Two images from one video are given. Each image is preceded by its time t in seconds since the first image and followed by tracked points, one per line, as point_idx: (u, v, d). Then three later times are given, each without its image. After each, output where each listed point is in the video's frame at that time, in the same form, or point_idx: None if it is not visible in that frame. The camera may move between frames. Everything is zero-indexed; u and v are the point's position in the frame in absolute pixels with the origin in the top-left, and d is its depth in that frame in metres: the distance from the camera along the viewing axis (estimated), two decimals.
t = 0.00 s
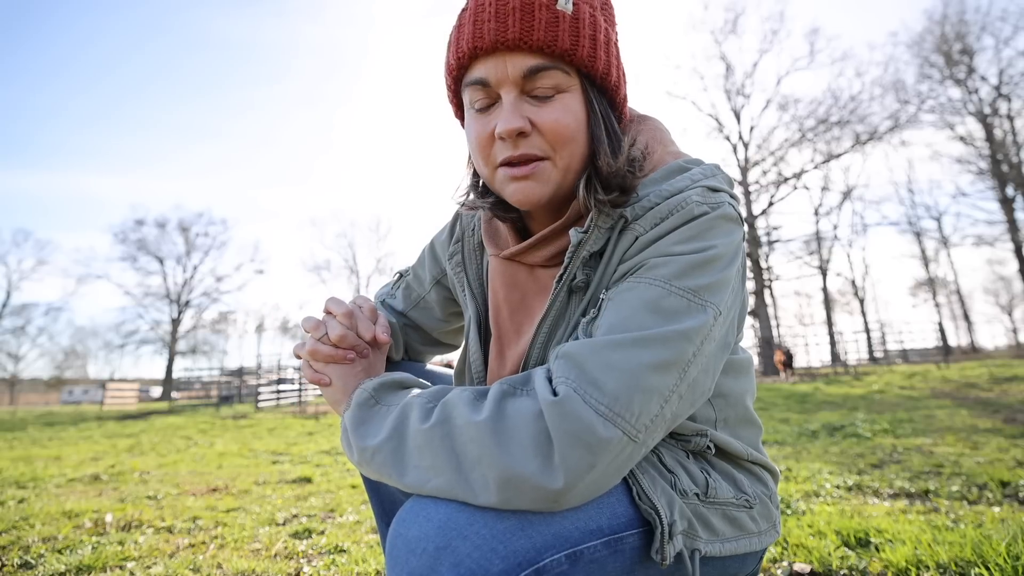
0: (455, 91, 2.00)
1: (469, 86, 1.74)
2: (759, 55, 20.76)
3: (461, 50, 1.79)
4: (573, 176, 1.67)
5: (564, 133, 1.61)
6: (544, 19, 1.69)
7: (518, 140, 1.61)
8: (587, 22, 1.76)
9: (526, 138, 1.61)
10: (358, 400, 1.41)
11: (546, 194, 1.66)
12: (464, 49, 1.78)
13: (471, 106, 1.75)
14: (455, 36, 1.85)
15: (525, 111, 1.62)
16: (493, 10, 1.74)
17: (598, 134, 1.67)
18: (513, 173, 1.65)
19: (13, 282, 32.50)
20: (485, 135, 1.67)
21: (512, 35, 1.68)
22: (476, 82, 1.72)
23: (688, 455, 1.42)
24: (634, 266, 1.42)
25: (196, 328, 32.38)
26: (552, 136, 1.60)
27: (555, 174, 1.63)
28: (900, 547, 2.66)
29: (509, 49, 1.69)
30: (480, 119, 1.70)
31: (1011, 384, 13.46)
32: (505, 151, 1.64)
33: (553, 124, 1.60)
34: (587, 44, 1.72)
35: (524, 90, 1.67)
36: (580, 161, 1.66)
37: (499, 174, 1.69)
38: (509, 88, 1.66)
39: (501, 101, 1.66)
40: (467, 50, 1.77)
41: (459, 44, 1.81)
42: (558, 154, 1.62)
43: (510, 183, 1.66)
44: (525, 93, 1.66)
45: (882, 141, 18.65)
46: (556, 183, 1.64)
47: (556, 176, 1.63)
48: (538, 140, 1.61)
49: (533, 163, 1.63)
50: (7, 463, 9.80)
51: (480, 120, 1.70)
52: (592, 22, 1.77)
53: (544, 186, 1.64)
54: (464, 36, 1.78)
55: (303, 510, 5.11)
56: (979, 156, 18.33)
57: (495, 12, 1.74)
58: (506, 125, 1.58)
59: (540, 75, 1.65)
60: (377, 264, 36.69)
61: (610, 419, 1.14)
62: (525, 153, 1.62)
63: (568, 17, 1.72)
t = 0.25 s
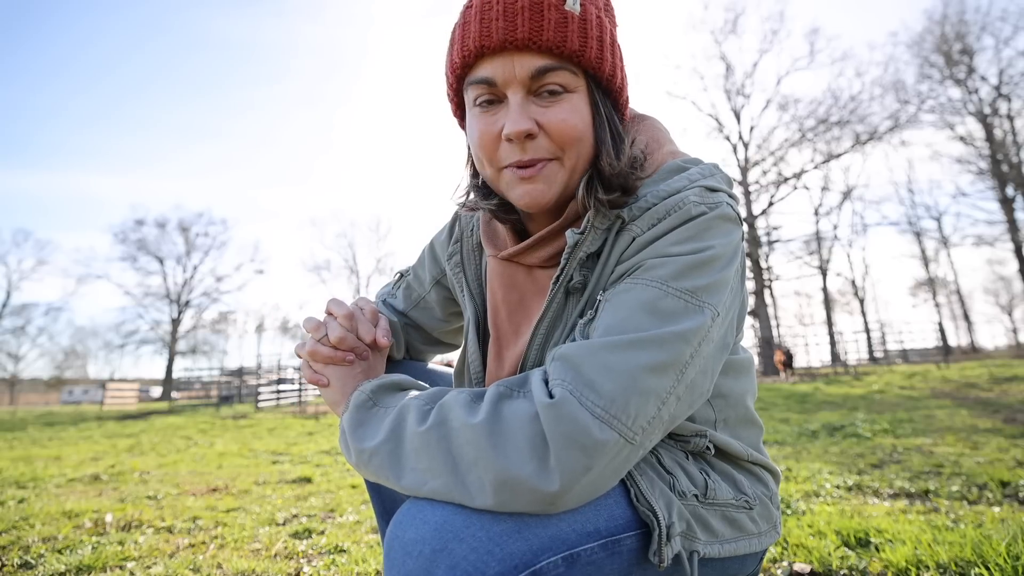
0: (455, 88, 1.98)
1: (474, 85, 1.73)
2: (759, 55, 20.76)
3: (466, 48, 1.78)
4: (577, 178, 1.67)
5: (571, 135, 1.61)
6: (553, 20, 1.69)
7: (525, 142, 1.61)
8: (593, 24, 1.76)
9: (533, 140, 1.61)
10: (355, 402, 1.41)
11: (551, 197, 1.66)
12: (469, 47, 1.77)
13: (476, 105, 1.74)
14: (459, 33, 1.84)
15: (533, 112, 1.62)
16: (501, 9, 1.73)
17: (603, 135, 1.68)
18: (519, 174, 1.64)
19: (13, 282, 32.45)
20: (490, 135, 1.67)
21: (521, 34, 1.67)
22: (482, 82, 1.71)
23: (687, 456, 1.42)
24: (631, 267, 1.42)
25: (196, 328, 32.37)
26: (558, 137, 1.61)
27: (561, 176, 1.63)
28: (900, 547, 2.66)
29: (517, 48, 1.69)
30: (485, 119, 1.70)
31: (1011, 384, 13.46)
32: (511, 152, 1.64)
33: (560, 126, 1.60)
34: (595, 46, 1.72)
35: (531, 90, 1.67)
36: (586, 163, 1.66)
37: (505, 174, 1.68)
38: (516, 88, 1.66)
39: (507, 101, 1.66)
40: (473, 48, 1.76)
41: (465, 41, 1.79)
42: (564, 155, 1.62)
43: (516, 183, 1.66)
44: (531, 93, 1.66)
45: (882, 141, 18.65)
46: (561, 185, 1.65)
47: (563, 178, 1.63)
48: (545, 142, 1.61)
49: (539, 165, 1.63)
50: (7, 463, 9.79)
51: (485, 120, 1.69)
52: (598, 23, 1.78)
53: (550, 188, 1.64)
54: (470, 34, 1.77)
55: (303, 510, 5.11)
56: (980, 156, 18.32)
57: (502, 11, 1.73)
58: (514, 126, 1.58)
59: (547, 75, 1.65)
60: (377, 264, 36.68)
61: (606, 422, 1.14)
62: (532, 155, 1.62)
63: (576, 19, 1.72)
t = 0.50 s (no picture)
0: (455, 89, 1.98)
1: (472, 85, 1.73)
2: (759, 56, 20.79)
3: (465, 49, 1.78)
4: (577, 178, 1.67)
5: (570, 136, 1.61)
6: (553, 21, 1.69)
7: (522, 141, 1.61)
8: (593, 24, 1.76)
9: (531, 139, 1.61)
10: (354, 402, 1.41)
11: (550, 196, 1.65)
12: (469, 48, 1.77)
13: (473, 106, 1.74)
14: (458, 33, 1.83)
15: (531, 113, 1.62)
16: (501, 9, 1.73)
17: (601, 136, 1.67)
18: (516, 174, 1.64)
19: (13, 282, 32.40)
20: (487, 135, 1.67)
21: (520, 35, 1.67)
22: (480, 83, 1.71)
23: (687, 456, 1.42)
24: (630, 268, 1.42)
25: (196, 328, 32.37)
26: (557, 138, 1.61)
27: (560, 177, 1.63)
28: (900, 547, 2.66)
29: (516, 49, 1.69)
30: (482, 118, 1.70)
31: (1011, 384, 13.45)
32: (509, 151, 1.64)
33: (558, 126, 1.60)
34: (595, 47, 1.73)
35: (529, 91, 1.67)
36: (585, 164, 1.66)
37: (503, 175, 1.68)
38: (515, 89, 1.66)
39: (506, 102, 1.66)
40: (472, 49, 1.75)
41: (464, 42, 1.79)
42: (563, 156, 1.62)
43: (514, 185, 1.66)
44: (530, 94, 1.66)
45: (882, 141, 18.65)
46: (560, 187, 1.64)
47: (561, 179, 1.63)
48: (544, 143, 1.61)
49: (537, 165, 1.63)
50: (7, 463, 9.79)
51: (482, 121, 1.69)
52: (598, 24, 1.78)
53: (548, 188, 1.64)
54: (469, 35, 1.77)
55: (303, 509, 5.11)
56: (980, 156, 18.32)
57: (502, 12, 1.73)
58: (512, 127, 1.59)
59: (546, 76, 1.65)
60: (377, 264, 36.64)
61: (603, 423, 1.14)
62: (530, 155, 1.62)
63: (575, 20, 1.72)
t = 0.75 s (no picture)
0: (456, 88, 1.98)
1: (473, 83, 1.73)
2: (759, 56, 20.79)
3: (467, 47, 1.78)
4: (577, 179, 1.66)
5: (569, 135, 1.61)
6: (553, 19, 1.69)
7: (522, 139, 1.61)
8: (594, 24, 1.76)
9: (530, 138, 1.61)
10: (354, 402, 1.41)
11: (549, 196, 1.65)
12: (470, 47, 1.77)
13: (474, 104, 1.74)
14: (460, 32, 1.84)
15: (531, 111, 1.62)
16: (502, 8, 1.73)
17: (602, 135, 1.67)
18: (515, 173, 1.64)
19: (13, 282, 32.33)
20: (487, 134, 1.66)
21: (521, 33, 1.68)
22: (481, 80, 1.71)
23: (688, 456, 1.42)
24: (632, 268, 1.42)
25: (196, 328, 32.36)
26: (557, 136, 1.60)
27: (559, 176, 1.63)
28: (900, 547, 2.66)
29: (517, 47, 1.69)
30: (483, 117, 1.69)
31: (1011, 384, 13.45)
32: (508, 150, 1.63)
33: (558, 125, 1.60)
34: (595, 46, 1.73)
35: (530, 89, 1.66)
36: (585, 163, 1.66)
37: (502, 173, 1.68)
38: (515, 87, 1.66)
39: (506, 101, 1.66)
40: (473, 48, 1.76)
41: (466, 40, 1.79)
42: (562, 155, 1.62)
43: (513, 183, 1.66)
44: (530, 92, 1.66)
45: (882, 141, 18.65)
46: (560, 185, 1.64)
47: (560, 177, 1.63)
48: (543, 141, 1.61)
49: (536, 164, 1.62)
50: (7, 463, 9.79)
51: (483, 119, 1.69)
52: (599, 24, 1.78)
53: (547, 187, 1.64)
54: (471, 33, 1.77)
55: (303, 509, 5.11)
56: (980, 156, 18.31)
57: (503, 10, 1.73)
58: (511, 125, 1.58)
59: (546, 74, 1.65)
60: (377, 264, 36.61)
61: (606, 422, 1.14)
62: (529, 152, 1.62)
63: (576, 18, 1.72)
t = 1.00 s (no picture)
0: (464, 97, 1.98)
1: (483, 96, 1.73)
2: (759, 56, 20.81)
3: (477, 62, 1.78)
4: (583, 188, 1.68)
5: (577, 148, 1.62)
6: (562, 37, 1.69)
7: (531, 153, 1.62)
8: (601, 39, 1.77)
9: (539, 152, 1.62)
10: (359, 397, 1.42)
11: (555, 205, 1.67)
12: (480, 62, 1.77)
13: (483, 116, 1.74)
14: (469, 46, 1.84)
15: (540, 125, 1.63)
16: (512, 26, 1.73)
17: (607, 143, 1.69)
18: (524, 184, 1.65)
19: (13, 282, 32.08)
20: (497, 146, 1.67)
21: (531, 51, 1.68)
22: (490, 94, 1.71)
23: (687, 451, 1.43)
24: (632, 259, 1.42)
25: (195, 328, 32.32)
26: (565, 150, 1.62)
27: (564, 185, 1.65)
28: (900, 547, 2.67)
29: (527, 64, 1.69)
30: (492, 129, 1.70)
31: (1011, 384, 13.45)
32: (518, 162, 1.65)
33: (567, 139, 1.61)
34: (602, 61, 1.73)
35: (539, 103, 1.67)
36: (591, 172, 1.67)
37: (510, 182, 1.69)
38: (525, 102, 1.67)
39: (516, 115, 1.66)
40: (483, 63, 1.76)
41: (476, 55, 1.79)
42: (571, 167, 1.63)
43: (521, 192, 1.67)
44: (539, 105, 1.67)
45: (882, 141, 18.66)
46: (565, 193, 1.66)
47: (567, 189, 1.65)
48: (551, 153, 1.62)
49: (545, 175, 1.64)
50: (7, 463, 9.78)
51: (492, 131, 1.70)
52: (605, 38, 1.78)
53: (555, 197, 1.66)
54: (481, 49, 1.77)
55: (303, 510, 5.11)
56: (980, 156, 18.33)
57: (514, 27, 1.73)
58: (521, 140, 1.59)
59: (555, 90, 1.66)
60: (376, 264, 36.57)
61: (610, 410, 1.14)
62: (538, 165, 1.63)
63: (584, 35, 1.73)
